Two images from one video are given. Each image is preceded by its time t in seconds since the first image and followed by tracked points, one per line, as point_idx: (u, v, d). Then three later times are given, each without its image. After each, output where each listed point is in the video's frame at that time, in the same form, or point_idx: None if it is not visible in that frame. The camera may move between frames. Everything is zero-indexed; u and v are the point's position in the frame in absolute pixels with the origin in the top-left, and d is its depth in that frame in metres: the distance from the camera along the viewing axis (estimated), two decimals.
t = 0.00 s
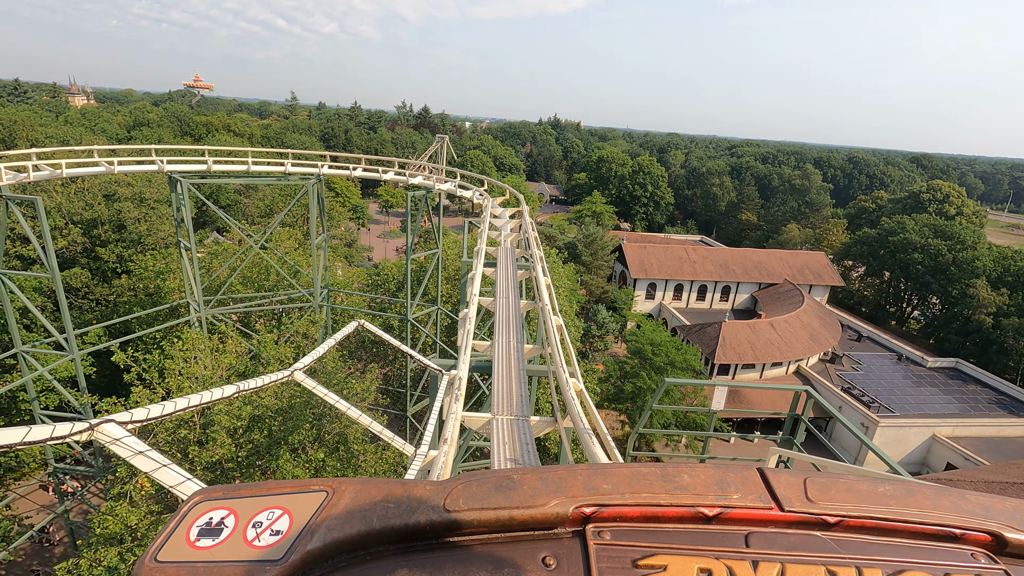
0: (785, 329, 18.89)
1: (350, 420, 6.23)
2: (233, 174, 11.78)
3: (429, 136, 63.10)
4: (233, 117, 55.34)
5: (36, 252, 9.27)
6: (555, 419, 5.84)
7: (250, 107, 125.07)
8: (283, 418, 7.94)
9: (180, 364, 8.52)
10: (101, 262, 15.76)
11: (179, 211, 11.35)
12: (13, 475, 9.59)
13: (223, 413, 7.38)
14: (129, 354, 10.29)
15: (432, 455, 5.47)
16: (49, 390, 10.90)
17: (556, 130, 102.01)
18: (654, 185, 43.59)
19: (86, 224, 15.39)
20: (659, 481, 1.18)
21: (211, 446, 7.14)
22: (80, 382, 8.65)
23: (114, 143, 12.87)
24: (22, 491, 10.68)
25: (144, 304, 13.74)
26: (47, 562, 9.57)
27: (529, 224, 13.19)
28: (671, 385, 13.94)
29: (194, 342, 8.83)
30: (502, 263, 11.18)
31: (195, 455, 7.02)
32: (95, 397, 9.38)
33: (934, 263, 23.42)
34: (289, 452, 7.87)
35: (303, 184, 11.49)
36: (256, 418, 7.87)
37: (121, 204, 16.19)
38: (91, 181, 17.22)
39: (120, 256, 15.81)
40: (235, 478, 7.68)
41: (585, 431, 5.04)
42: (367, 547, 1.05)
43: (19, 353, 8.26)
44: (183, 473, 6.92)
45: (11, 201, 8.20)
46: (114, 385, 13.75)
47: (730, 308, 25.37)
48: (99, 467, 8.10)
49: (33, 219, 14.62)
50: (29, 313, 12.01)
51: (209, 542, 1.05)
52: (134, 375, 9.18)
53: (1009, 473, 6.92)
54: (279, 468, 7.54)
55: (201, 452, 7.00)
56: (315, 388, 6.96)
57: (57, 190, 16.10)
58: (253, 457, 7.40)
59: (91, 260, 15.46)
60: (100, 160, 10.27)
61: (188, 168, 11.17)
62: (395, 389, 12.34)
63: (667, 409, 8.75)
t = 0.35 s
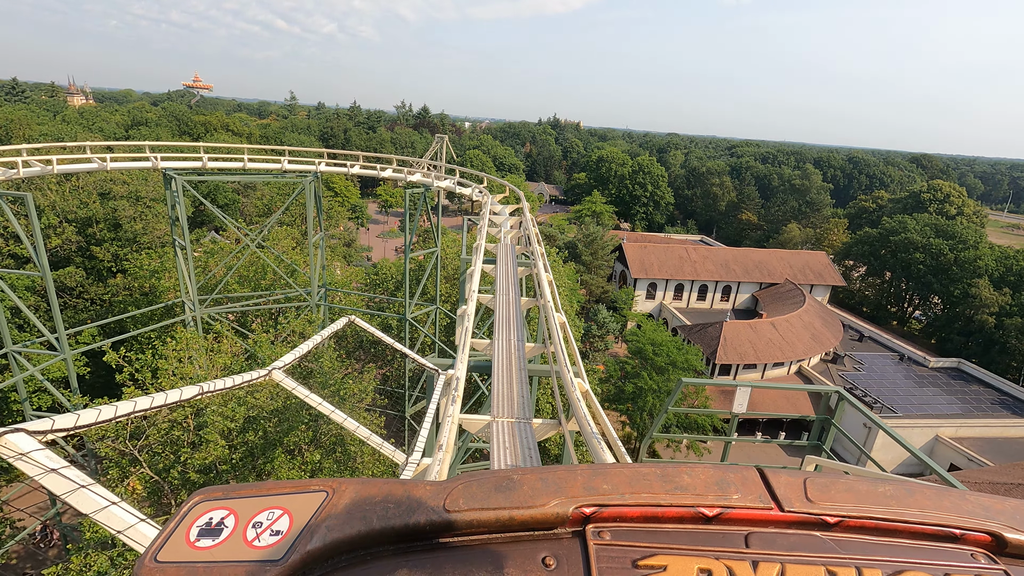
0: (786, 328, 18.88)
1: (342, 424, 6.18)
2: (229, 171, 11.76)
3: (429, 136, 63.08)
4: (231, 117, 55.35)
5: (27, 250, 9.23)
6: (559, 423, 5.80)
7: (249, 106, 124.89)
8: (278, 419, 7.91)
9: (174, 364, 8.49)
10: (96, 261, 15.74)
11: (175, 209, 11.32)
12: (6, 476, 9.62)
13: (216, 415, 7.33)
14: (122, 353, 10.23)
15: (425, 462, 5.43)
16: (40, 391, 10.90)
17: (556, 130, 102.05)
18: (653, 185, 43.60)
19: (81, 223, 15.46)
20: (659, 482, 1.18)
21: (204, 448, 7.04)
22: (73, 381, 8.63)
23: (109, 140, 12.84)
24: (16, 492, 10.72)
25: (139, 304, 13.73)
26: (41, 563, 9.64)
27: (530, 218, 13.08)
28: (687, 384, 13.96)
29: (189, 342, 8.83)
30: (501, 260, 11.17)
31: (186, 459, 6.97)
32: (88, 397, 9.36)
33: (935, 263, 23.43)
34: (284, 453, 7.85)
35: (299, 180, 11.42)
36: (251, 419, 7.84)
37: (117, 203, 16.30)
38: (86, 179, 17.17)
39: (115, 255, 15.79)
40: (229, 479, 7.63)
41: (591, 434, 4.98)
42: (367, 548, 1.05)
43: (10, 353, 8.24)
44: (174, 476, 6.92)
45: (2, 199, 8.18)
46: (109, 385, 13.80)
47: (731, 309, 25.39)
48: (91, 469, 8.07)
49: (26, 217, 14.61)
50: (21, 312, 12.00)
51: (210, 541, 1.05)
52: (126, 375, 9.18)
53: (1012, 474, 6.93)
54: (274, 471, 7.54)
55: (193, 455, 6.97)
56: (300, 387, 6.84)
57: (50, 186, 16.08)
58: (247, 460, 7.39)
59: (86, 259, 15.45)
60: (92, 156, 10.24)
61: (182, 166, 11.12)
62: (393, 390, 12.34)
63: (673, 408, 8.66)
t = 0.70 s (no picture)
0: (789, 330, 18.86)
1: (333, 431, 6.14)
2: (225, 169, 11.78)
3: (429, 137, 63.19)
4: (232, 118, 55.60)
5: (19, 250, 9.20)
6: (564, 428, 5.76)
7: (249, 107, 125.09)
8: (274, 420, 7.88)
9: (168, 366, 8.44)
10: (92, 261, 15.77)
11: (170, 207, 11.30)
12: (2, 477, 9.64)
13: (209, 417, 7.30)
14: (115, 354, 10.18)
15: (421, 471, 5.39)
16: (34, 392, 10.91)
17: (556, 131, 102.22)
18: (654, 186, 43.62)
19: (77, 223, 15.63)
20: (659, 484, 1.18)
21: (198, 450, 7.07)
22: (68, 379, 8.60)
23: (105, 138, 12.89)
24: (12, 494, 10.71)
25: (135, 304, 13.78)
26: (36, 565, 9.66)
27: (530, 216, 13.04)
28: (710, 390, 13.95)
29: (185, 343, 8.83)
30: (501, 259, 11.16)
31: (180, 463, 6.97)
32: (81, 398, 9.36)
33: (938, 264, 23.41)
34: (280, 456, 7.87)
35: (295, 178, 11.41)
36: (246, 421, 7.84)
37: (114, 203, 16.38)
38: (83, 179, 17.20)
39: (111, 255, 15.82)
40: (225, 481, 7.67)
41: (600, 439, 4.93)
42: (367, 550, 1.04)
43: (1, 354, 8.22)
44: (167, 479, 6.92)
45: None
46: (106, 386, 13.81)
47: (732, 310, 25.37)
48: (83, 472, 8.03)
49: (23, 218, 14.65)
50: (14, 313, 12.04)
51: (210, 544, 1.05)
52: (119, 375, 9.16)
53: (1020, 477, 6.94)
54: (271, 473, 7.53)
55: (186, 458, 6.95)
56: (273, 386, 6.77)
57: (47, 187, 16.11)
58: (242, 462, 7.37)
59: (83, 260, 15.56)
60: (86, 154, 10.23)
61: (179, 164, 11.14)
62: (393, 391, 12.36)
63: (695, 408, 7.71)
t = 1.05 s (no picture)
0: (789, 335, 18.89)
1: (316, 450, 6.08)
2: (220, 172, 11.75)
3: (427, 143, 63.37)
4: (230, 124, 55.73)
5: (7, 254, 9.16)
6: (568, 436, 5.74)
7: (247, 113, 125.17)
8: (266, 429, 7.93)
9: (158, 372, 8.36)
10: (85, 266, 15.71)
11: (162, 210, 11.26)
12: None
13: (199, 426, 7.26)
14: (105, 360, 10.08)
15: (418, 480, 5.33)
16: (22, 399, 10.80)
17: (554, 137, 102.68)
18: (653, 191, 43.79)
19: (70, 227, 15.52)
20: (657, 490, 1.18)
21: (186, 460, 7.01)
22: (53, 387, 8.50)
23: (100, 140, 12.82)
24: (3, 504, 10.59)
25: (128, 310, 13.68)
26: None
27: (530, 218, 13.04)
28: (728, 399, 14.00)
29: (179, 349, 8.78)
30: (500, 261, 11.18)
31: (168, 473, 6.89)
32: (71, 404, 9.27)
33: (938, 268, 23.50)
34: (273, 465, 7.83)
35: (290, 182, 11.37)
36: (239, 430, 7.78)
37: (107, 207, 16.30)
38: (79, 183, 17.15)
39: (105, 259, 15.75)
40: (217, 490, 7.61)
41: (608, 446, 4.88)
42: (365, 559, 1.04)
43: None
44: (155, 489, 6.82)
45: None
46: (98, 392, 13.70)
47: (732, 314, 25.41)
48: (72, 481, 7.94)
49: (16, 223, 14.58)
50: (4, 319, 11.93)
51: (207, 552, 1.04)
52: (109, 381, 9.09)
53: None
54: (263, 482, 7.49)
55: (176, 468, 6.89)
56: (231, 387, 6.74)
57: (41, 191, 16.06)
58: (234, 472, 7.32)
59: (75, 265, 15.45)
60: (77, 156, 10.15)
61: (172, 167, 11.06)
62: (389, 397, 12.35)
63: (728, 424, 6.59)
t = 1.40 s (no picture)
0: (790, 341, 18.91)
1: (283, 471, 5.87)
2: (213, 177, 11.75)
3: (425, 151, 63.69)
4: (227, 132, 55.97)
5: None
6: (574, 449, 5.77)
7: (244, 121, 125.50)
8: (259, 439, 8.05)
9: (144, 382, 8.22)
10: (77, 274, 15.67)
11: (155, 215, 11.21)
12: None
13: (188, 436, 7.21)
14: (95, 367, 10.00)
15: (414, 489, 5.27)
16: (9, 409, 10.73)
17: (551, 145, 103.39)
18: (651, 198, 44.02)
19: (62, 234, 15.47)
20: (656, 496, 1.17)
21: (175, 472, 6.94)
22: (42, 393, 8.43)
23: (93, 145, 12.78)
24: None
25: (120, 318, 13.62)
26: None
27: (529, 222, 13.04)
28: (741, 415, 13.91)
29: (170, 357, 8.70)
30: (499, 264, 11.18)
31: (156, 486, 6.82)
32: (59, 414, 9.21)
33: (937, 274, 23.62)
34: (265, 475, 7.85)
35: (284, 187, 11.32)
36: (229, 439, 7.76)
37: (100, 213, 16.27)
38: (73, 189, 17.10)
39: (97, 266, 15.70)
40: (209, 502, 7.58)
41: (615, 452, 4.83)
42: (361, 567, 1.03)
43: None
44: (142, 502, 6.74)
45: None
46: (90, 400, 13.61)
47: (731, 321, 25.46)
48: (59, 494, 7.84)
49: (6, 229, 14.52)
50: None
51: (202, 562, 1.04)
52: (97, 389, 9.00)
53: None
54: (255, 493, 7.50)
55: (165, 480, 6.82)
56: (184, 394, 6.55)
57: (34, 198, 16.05)
58: (224, 482, 7.23)
59: (68, 273, 15.45)
60: (68, 160, 10.07)
61: (165, 172, 11.05)
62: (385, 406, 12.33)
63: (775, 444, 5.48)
